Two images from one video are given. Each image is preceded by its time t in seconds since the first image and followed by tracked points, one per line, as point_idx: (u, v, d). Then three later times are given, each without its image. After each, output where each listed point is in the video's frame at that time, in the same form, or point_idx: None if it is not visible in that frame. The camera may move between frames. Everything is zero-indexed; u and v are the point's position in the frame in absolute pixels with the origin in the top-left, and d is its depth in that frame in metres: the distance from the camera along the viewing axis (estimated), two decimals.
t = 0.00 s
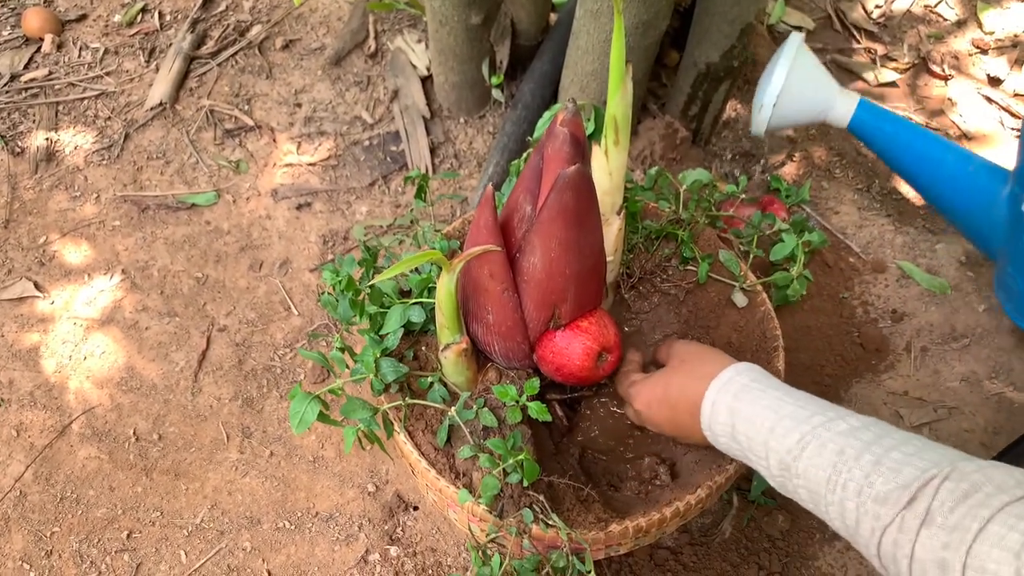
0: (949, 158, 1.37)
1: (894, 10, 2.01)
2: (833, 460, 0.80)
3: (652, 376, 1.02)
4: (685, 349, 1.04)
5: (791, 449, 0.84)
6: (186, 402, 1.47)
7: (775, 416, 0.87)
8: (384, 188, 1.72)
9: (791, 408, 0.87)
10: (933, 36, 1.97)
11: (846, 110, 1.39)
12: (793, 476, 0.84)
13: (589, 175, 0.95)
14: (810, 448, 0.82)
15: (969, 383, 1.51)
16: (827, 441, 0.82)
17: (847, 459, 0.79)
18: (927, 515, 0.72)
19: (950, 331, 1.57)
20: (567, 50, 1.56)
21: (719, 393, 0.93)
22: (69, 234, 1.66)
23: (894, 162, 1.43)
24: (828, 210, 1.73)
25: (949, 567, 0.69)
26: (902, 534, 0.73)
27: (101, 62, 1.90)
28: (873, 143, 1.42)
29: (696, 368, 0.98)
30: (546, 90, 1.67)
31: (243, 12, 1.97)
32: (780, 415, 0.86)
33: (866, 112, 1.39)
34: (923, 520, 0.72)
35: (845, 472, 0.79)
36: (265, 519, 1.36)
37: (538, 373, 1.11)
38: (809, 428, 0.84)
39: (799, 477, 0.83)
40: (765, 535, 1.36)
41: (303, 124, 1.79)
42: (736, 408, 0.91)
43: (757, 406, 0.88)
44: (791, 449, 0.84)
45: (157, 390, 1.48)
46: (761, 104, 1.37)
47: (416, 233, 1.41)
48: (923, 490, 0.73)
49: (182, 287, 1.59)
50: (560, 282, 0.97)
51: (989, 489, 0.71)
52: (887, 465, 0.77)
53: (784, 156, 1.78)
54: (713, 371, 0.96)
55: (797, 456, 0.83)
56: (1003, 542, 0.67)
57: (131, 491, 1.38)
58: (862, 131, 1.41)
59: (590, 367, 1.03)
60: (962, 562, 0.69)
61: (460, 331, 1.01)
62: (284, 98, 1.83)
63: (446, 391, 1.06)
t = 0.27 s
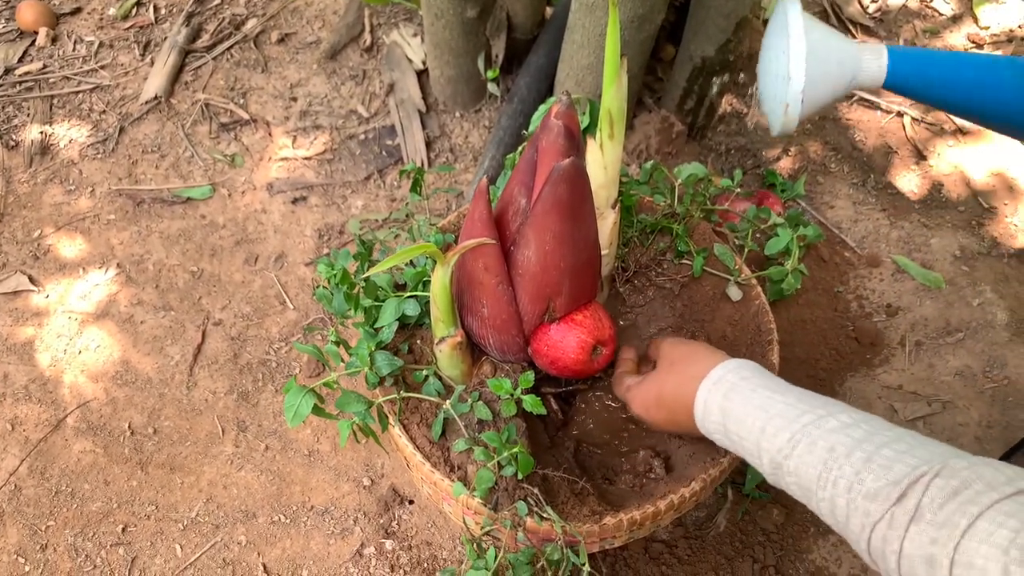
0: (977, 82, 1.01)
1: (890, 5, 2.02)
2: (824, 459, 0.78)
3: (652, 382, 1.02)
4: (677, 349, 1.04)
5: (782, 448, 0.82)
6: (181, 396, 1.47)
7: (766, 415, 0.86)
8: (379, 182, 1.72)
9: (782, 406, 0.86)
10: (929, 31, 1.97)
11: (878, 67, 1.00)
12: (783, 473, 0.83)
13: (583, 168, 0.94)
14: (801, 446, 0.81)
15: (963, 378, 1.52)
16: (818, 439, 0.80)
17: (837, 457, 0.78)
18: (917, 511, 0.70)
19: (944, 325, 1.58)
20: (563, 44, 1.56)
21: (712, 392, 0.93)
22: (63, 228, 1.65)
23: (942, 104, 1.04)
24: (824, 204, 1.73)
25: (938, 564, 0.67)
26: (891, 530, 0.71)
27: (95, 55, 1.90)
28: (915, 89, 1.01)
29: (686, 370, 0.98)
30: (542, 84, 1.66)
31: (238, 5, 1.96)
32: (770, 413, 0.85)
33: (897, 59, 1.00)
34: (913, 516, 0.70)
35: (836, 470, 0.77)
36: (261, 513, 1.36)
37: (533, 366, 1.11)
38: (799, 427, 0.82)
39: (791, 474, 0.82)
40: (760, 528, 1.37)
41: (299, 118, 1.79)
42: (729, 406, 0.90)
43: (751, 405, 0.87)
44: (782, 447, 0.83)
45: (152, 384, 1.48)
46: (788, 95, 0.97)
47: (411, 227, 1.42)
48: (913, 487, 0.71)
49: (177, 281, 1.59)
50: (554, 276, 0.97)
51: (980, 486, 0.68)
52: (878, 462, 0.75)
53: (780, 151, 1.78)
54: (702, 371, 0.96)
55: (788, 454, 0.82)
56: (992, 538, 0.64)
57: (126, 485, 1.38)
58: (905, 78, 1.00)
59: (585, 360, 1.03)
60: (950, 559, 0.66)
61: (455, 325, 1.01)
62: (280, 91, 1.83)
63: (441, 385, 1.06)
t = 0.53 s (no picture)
0: (999, 56, 1.03)
1: (889, 5, 2.02)
2: (835, 436, 0.79)
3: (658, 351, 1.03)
4: (682, 317, 1.04)
5: (792, 425, 0.83)
6: (182, 395, 1.47)
7: (775, 391, 0.86)
8: (380, 181, 1.72)
9: (791, 381, 0.85)
10: (928, 31, 1.98)
11: (853, 101, 1.09)
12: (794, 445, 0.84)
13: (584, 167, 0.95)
14: (813, 422, 0.81)
15: (963, 377, 1.52)
16: (829, 416, 0.80)
17: (849, 434, 0.78)
18: (931, 493, 0.72)
19: (944, 325, 1.58)
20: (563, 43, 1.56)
21: (720, 365, 0.93)
22: (64, 227, 1.66)
23: (953, 96, 1.07)
24: (823, 204, 1.73)
25: (950, 544, 0.70)
26: (903, 510, 0.73)
27: (96, 55, 1.90)
28: (913, 95, 1.07)
29: (693, 344, 0.98)
30: (542, 84, 1.67)
31: (238, 5, 1.96)
32: (780, 389, 0.85)
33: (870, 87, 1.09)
34: (927, 497, 0.72)
35: (848, 448, 0.78)
36: (261, 512, 1.36)
37: (533, 366, 1.11)
38: (809, 403, 0.83)
39: (801, 450, 0.83)
40: (760, 527, 1.37)
41: (299, 118, 1.79)
42: (737, 381, 0.90)
43: (760, 378, 0.88)
44: (792, 424, 0.83)
45: (153, 383, 1.48)
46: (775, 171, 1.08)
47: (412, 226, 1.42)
48: (927, 467, 0.72)
49: (178, 280, 1.59)
50: (555, 275, 0.98)
51: (996, 468, 0.70)
52: (891, 440, 0.76)
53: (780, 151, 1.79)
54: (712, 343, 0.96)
55: (798, 430, 0.83)
56: (1007, 521, 0.66)
57: (127, 484, 1.38)
58: (890, 97, 1.08)
59: (586, 360, 1.03)
60: (964, 540, 0.68)
61: (456, 324, 1.01)
62: (280, 91, 1.83)
63: (442, 384, 1.06)
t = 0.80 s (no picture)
0: (957, 89, 0.94)
1: (894, 2, 2.02)
2: (833, 445, 0.76)
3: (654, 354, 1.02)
4: (674, 325, 1.03)
5: (789, 435, 0.80)
6: (185, 392, 1.47)
7: (770, 400, 0.83)
8: (383, 178, 1.72)
9: (786, 389, 0.83)
10: (933, 28, 1.97)
11: (806, 157, 1.01)
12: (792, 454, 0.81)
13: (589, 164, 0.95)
14: (810, 431, 0.78)
15: (968, 375, 1.51)
16: (826, 424, 0.78)
17: (847, 444, 0.75)
18: (935, 502, 0.68)
19: (948, 323, 1.57)
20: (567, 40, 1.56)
21: (713, 373, 0.91)
22: (67, 224, 1.65)
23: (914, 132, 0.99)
24: (827, 201, 1.73)
25: (957, 556, 0.66)
26: (907, 520, 0.70)
27: (99, 52, 1.90)
28: (863, 140, 0.99)
29: (683, 352, 0.96)
30: (546, 81, 1.66)
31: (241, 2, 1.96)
32: (775, 398, 0.83)
33: (819, 144, 1.01)
34: (931, 507, 0.68)
35: (847, 457, 0.75)
36: (264, 510, 1.36)
37: (537, 363, 1.11)
38: (805, 412, 0.80)
39: (800, 459, 0.80)
40: (764, 525, 1.37)
41: (303, 115, 1.79)
42: (731, 390, 0.88)
43: (754, 386, 0.85)
44: (789, 434, 0.81)
45: (156, 380, 1.48)
46: (731, 251, 1.00)
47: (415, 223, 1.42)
48: (930, 476, 0.69)
49: (181, 277, 1.59)
50: (559, 272, 0.97)
51: (1000, 474, 0.66)
52: (890, 448, 0.72)
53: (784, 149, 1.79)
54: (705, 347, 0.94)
55: (796, 440, 0.80)
56: (1015, 531, 0.63)
57: (130, 481, 1.38)
58: (840, 146, 1.00)
59: (590, 357, 1.03)
60: (971, 551, 0.65)
61: (460, 321, 1.01)
62: (283, 88, 1.83)
63: (446, 381, 1.06)
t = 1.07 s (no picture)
0: (933, 92, 0.90)
1: None
2: (836, 460, 0.75)
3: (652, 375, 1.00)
4: (670, 345, 1.01)
5: (791, 450, 0.79)
6: (186, 389, 1.47)
7: (770, 414, 0.82)
8: (384, 175, 1.71)
9: (786, 403, 0.81)
10: (936, 25, 1.97)
11: (783, 171, 1.00)
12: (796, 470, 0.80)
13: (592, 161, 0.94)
14: (812, 446, 0.77)
15: (971, 373, 1.51)
16: (828, 438, 0.76)
17: (849, 459, 0.74)
18: (939, 517, 0.67)
19: (951, 322, 1.57)
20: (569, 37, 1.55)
21: (712, 389, 0.89)
22: (68, 221, 1.65)
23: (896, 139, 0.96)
24: (830, 199, 1.72)
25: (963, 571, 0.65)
26: (912, 535, 0.69)
27: (100, 48, 1.89)
28: (840, 149, 0.97)
29: (682, 369, 0.95)
30: (548, 78, 1.66)
31: None
32: (775, 413, 0.82)
33: (796, 157, 0.99)
34: (935, 521, 0.67)
35: (850, 471, 0.74)
36: (266, 507, 1.36)
37: (540, 360, 1.11)
38: (807, 426, 0.79)
39: (803, 473, 0.79)
40: (766, 524, 1.36)
41: (304, 112, 1.79)
42: (731, 406, 0.86)
43: (754, 402, 0.84)
44: (791, 449, 0.80)
45: (157, 377, 1.48)
46: (709, 272, 1.01)
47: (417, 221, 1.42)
48: (933, 490, 0.68)
49: (182, 274, 1.59)
50: (562, 270, 0.97)
51: (1004, 486, 0.65)
52: (893, 462, 0.71)
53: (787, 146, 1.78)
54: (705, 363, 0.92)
55: (798, 454, 0.79)
56: (1021, 546, 0.61)
57: (131, 478, 1.38)
58: (818, 158, 0.98)
59: (592, 356, 1.03)
60: (977, 567, 0.64)
61: (463, 319, 1.01)
62: (285, 85, 1.82)
63: (448, 379, 1.06)
